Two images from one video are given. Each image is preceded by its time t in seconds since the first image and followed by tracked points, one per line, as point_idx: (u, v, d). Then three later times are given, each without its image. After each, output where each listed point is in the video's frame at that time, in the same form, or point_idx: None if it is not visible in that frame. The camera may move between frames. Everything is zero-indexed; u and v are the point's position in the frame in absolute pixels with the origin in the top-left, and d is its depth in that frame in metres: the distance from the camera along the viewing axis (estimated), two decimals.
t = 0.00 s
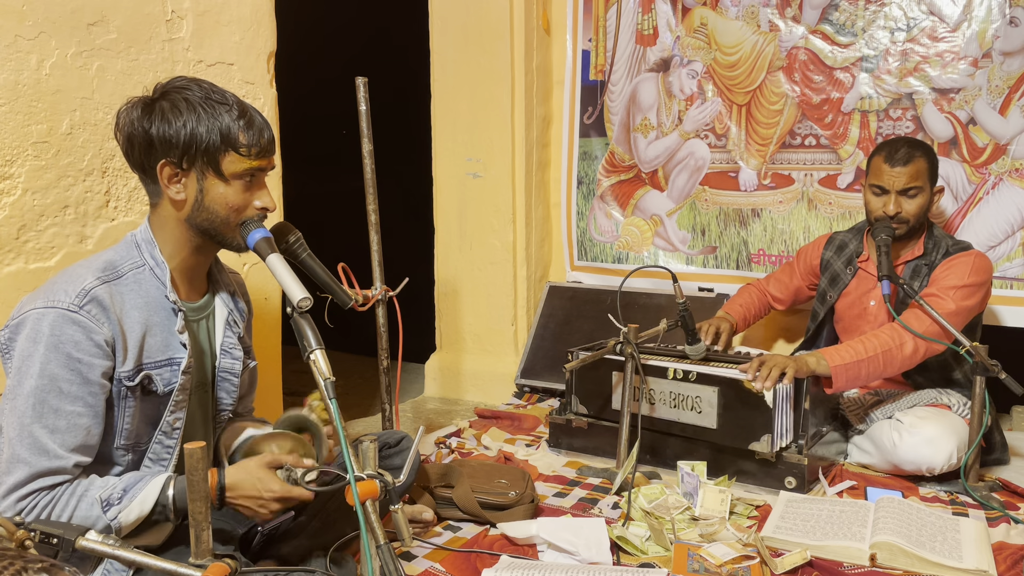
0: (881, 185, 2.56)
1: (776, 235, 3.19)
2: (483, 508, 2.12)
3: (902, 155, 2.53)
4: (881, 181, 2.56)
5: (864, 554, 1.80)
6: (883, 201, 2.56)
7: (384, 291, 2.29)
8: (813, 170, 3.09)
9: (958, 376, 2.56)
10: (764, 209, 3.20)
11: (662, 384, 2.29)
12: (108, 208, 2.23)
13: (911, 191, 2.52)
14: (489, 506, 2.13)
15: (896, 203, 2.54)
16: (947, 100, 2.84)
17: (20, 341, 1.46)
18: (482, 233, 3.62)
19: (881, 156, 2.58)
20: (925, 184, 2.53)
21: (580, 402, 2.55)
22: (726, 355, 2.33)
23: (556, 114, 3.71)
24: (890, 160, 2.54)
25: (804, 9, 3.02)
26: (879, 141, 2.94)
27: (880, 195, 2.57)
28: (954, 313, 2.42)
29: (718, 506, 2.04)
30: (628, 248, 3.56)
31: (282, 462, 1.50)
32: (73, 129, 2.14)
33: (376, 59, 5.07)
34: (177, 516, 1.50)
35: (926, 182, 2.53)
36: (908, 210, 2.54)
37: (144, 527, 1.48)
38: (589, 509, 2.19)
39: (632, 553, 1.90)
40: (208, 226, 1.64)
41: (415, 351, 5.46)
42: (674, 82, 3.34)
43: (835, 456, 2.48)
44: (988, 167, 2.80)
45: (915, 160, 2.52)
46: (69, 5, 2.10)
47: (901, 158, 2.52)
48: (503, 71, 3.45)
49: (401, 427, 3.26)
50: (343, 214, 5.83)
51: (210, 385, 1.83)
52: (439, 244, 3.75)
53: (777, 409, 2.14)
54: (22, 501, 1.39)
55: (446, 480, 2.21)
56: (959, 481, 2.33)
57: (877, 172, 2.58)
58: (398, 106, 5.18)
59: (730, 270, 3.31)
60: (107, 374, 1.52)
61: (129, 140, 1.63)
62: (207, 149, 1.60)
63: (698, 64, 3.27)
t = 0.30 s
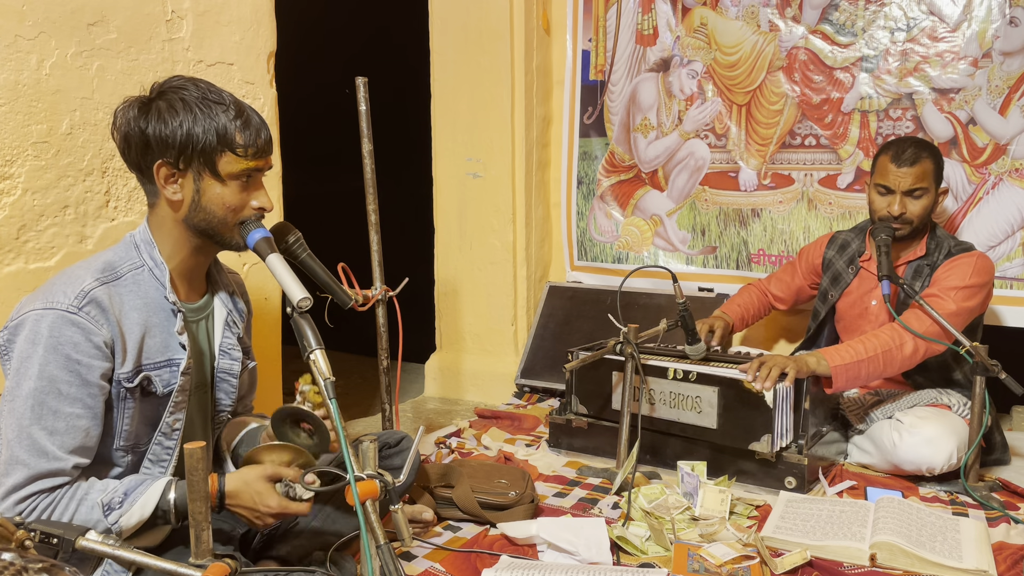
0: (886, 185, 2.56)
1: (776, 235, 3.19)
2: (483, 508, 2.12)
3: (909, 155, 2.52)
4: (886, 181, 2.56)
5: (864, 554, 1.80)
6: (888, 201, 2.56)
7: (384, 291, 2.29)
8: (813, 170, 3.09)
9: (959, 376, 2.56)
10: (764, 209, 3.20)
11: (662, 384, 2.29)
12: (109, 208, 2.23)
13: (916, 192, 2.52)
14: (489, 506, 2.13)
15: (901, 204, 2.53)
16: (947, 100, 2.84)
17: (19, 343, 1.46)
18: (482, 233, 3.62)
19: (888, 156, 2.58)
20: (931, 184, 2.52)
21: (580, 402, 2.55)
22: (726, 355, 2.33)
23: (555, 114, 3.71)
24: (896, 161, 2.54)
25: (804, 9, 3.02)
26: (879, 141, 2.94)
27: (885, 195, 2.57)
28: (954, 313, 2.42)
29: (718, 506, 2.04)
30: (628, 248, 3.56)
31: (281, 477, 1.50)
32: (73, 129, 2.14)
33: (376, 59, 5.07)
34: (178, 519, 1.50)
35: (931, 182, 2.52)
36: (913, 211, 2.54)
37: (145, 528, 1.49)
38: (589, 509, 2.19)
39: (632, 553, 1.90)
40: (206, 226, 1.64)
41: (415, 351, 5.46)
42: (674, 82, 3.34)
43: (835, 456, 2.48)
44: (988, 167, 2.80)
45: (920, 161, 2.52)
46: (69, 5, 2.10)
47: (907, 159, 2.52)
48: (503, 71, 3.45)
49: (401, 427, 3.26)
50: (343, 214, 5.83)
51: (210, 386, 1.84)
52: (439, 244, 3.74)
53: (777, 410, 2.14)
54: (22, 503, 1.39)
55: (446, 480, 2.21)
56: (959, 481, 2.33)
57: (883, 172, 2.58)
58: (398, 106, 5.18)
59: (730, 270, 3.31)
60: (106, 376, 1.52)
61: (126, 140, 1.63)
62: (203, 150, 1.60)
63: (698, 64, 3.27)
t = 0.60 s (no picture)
0: (888, 185, 2.56)
1: (776, 235, 3.19)
2: (483, 508, 2.12)
3: (912, 156, 2.52)
4: (888, 181, 2.56)
5: (864, 554, 1.80)
6: (891, 201, 2.56)
7: (384, 291, 2.28)
8: (813, 170, 3.09)
9: (959, 377, 2.56)
10: (764, 209, 3.20)
11: (662, 384, 2.29)
12: (108, 207, 2.23)
13: (919, 192, 2.52)
14: (489, 506, 2.13)
15: (904, 204, 2.53)
16: (947, 100, 2.84)
17: (15, 341, 1.46)
18: (482, 233, 3.62)
19: (890, 156, 2.58)
20: (933, 185, 2.52)
21: (580, 402, 2.55)
22: (726, 355, 2.33)
23: (556, 114, 3.71)
24: (899, 161, 2.54)
25: (805, 9, 3.02)
26: (879, 141, 2.94)
27: (887, 195, 2.57)
28: (954, 314, 2.42)
29: (718, 506, 2.04)
30: (628, 248, 3.56)
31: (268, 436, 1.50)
32: (73, 129, 2.14)
33: (376, 59, 5.06)
34: (176, 499, 1.50)
35: (933, 183, 2.52)
36: (914, 211, 2.54)
37: (144, 512, 1.48)
38: (589, 509, 2.19)
39: (632, 553, 1.90)
40: (203, 224, 1.64)
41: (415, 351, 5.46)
42: (674, 82, 3.34)
43: (835, 456, 2.48)
44: (988, 167, 2.80)
45: (923, 161, 2.52)
46: (69, 5, 2.10)
47: (910, 159, 2.52)
48: (503, 71, 3.45)
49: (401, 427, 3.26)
50: (343, 213, 5.83)
51: (208, 386, 1.83)
52: (439, 244, 3.74)
53: (777, 409, 2.14)
54: (18, 500, 1.39)
55: (446, 480, 2.21)
56: (959, 481, 2.33)
57: (885, 172, 2.58)
58: (398, 106, 5.18)
59: (730, 270, 3.31)
60: (103, 374, 1.52)
61: (119, 141, 1.64)
62: (193, 145, 1.60)
63: (698, 64, 3.27)
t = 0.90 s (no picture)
0: (888, 185, 2.56)
1: (776, 235, 3.19)
2: (483, 508, 2.12)
3: (911, 156, 2.53)
4: (888, 181, 2.56)
5: (864, 554, 1.80)
6: (890, 201, 2.56)
7: (384, 291, 2.29)
8: (813, 170, 3.09)
9: (959, 377, 2.56)
10: (764, 209, 3.20)
11: (663, 384, 2.29)
12: (108, 208, 2.23)
13: (918, 193, 2.52)
14: (489, 506, 2.13)
15: (903, 204, 2.54)
16: (947, 100, 2.84)
17: (16, 340, 1.46)
18: (482, 233, 3.62)
19: (889, 156, 2.58)
20: (933, 185, 2.52)
21: (580, 402, 2.55)
22: (726, 355, 2.33)
23: (556, 114, 3.71)
24: (898, 161, 2.54)
25: (804, 9, 3.02)
26: (879, 141, 2.94)
27: (886, 196, 2.57)
28: (954, 314, 2.42)
29: (718, 506, 2.04)
30: (628, 248, 3.56)
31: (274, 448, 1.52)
32: (73, 129, 2.14)
33: (376, 59, 5.06)
34: (174, 507, 1.50)
35: (932, 183, 2.53)
36: (914, 212, 2.54)
37: (142, 519, 1.48)
38: (589, 509, 2.19)
39: (632, 553, 1.90)
40: (202, 223, 1.64)
41: (415, 351, 5.46)
42: (674, 82, 3.34)
43: (835, 456, 2.48)
44: (988, 167, 2.80)
45: (922, 161, 2.52)
46: (69, 5, 2.10)
47: (909, 160, 2.52)
48: (503, 71, 3.45)
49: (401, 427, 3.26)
50: (343, 213, 5.83)
51: (207, 385, 1.83)
52: (439, 244, 3.75)
53: (779, 408, 2.14)
54: (17, 499, 1.39)
55: (446, 480, 2.21)
56: (959, 481, 2.33)
57: (885, 172, 2.58)
58: (398, 106, 5.18)
59: (730, 271, 3.31)
60: (104, 373, 1.52)
61: (122, 140, 1.64)
62: (194, 146, 1.60)
63: (698, 64, 3.27)
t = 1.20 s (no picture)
0: (888, 185, 2.56)
1: (776, 235, 3.19)
2: (483, 508, 2.12)
3: (910, 155, 2.53)
4: (888, 181, 2.56)
5: (864, 554, 1.80)
6: (890, 201, 2.56)
7: (384, 291, 2.28)
8: (813, 170, 3.09)
9: (958, 377, 2.56)
10: (764, 209, 3.20)
11: (665, 384, 2.29)
12: (109, 207, 2.23)
13: (918, 193, 2.52)
14: (489, 506, 2.13)
15: (903, 204, 2.53)
16: (947, 100, 2.84)
17: (16, 338, 1.46)
18: (482, 233, 3.62)
19: (889, 156, 2.58)
20: (932, 185, 2.52)
21: (580, 402, 2.55)
22: (726, 354, 2.33)
23: (555, 114, 3.71)
24: (898, 161, 2.54)
25: (804, 9, 3.02)
26: (879, 141, 2.94)
27: (886, 195, 2.57)
28: (954, 314, 2.42)
29: (718, 506, 2.04)
30: (628, 248, 3.56)
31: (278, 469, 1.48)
32: (73, 129, 2.14)
33: (376, 59, 5.06)
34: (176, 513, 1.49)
35: (932, 183, 2.52)
36: (913, 211, 2.54)
37: (143, 523, 1.48)
38: (589, 509, 2.19)
39: (632, 553, 1.90)
40: (201, 224, 1.64)
41: (415, 351, 5.46)
42: (674, 82, 3.34)
43: (835, 456, 2.48)
44: (988, 167, 2.80)
45: (922, 161, 2.52)
46: (69, 5, 2.10)
47: (909, 160, 2.52)
48: (503, 71, 3.45)
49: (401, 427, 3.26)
50: (343, 214, 5.83)
51: (206, 384, 1.83)
52: (439, 243, 3.74)
53: (783, 407, 2.14)
54: (19, 498, 1.39)
55: (446, 480, 2.21)
56: (959, 481, 2.33)
57: (884, 172, 2.58)
58: (398, 106, 5.18)
59: (730, 271, 3.31)
60: (103, 371, 1.52)
61: (124, 139, 1.64)
62: (195, 147, 1.60)
63: (698, 64, 3.27)
